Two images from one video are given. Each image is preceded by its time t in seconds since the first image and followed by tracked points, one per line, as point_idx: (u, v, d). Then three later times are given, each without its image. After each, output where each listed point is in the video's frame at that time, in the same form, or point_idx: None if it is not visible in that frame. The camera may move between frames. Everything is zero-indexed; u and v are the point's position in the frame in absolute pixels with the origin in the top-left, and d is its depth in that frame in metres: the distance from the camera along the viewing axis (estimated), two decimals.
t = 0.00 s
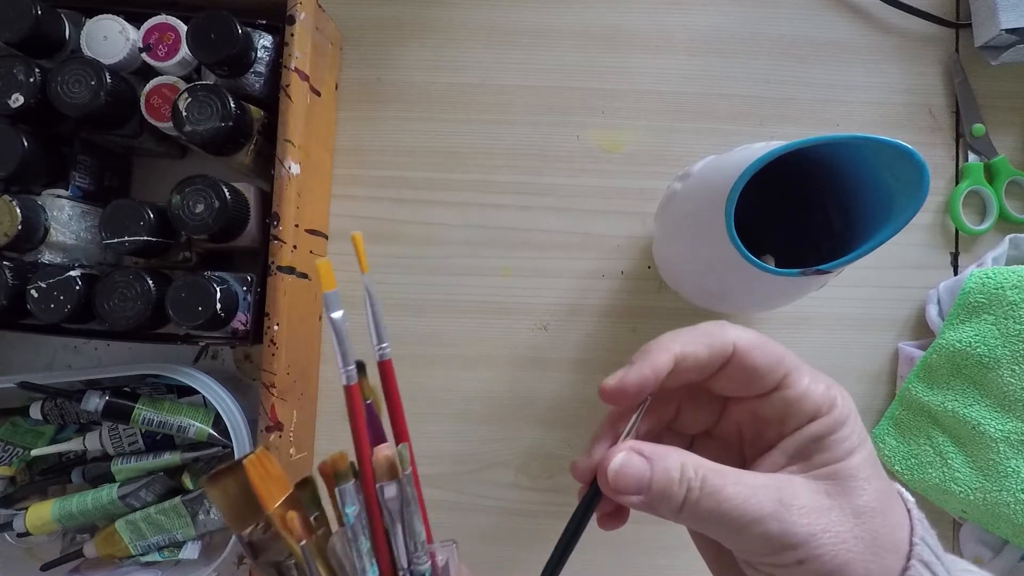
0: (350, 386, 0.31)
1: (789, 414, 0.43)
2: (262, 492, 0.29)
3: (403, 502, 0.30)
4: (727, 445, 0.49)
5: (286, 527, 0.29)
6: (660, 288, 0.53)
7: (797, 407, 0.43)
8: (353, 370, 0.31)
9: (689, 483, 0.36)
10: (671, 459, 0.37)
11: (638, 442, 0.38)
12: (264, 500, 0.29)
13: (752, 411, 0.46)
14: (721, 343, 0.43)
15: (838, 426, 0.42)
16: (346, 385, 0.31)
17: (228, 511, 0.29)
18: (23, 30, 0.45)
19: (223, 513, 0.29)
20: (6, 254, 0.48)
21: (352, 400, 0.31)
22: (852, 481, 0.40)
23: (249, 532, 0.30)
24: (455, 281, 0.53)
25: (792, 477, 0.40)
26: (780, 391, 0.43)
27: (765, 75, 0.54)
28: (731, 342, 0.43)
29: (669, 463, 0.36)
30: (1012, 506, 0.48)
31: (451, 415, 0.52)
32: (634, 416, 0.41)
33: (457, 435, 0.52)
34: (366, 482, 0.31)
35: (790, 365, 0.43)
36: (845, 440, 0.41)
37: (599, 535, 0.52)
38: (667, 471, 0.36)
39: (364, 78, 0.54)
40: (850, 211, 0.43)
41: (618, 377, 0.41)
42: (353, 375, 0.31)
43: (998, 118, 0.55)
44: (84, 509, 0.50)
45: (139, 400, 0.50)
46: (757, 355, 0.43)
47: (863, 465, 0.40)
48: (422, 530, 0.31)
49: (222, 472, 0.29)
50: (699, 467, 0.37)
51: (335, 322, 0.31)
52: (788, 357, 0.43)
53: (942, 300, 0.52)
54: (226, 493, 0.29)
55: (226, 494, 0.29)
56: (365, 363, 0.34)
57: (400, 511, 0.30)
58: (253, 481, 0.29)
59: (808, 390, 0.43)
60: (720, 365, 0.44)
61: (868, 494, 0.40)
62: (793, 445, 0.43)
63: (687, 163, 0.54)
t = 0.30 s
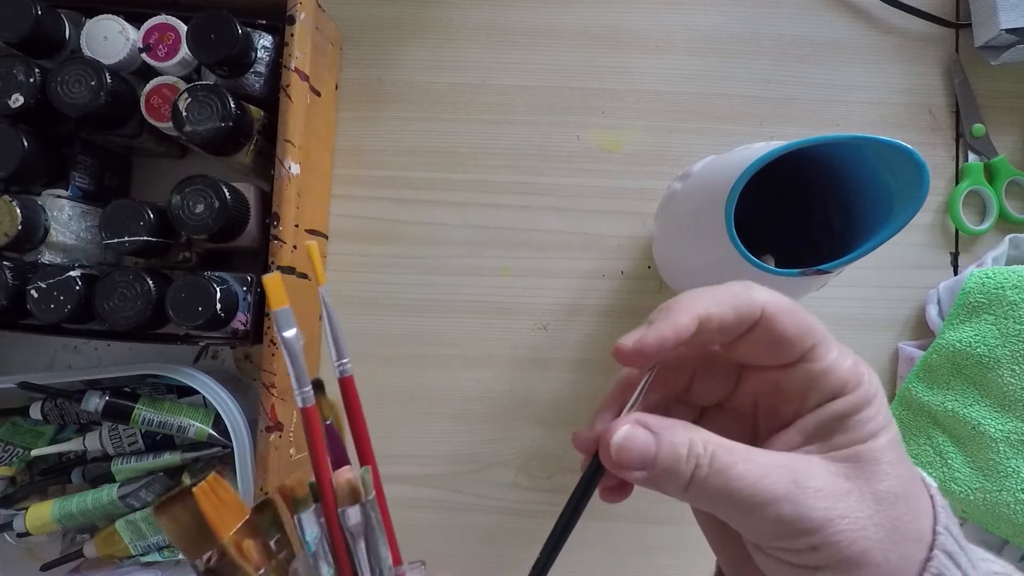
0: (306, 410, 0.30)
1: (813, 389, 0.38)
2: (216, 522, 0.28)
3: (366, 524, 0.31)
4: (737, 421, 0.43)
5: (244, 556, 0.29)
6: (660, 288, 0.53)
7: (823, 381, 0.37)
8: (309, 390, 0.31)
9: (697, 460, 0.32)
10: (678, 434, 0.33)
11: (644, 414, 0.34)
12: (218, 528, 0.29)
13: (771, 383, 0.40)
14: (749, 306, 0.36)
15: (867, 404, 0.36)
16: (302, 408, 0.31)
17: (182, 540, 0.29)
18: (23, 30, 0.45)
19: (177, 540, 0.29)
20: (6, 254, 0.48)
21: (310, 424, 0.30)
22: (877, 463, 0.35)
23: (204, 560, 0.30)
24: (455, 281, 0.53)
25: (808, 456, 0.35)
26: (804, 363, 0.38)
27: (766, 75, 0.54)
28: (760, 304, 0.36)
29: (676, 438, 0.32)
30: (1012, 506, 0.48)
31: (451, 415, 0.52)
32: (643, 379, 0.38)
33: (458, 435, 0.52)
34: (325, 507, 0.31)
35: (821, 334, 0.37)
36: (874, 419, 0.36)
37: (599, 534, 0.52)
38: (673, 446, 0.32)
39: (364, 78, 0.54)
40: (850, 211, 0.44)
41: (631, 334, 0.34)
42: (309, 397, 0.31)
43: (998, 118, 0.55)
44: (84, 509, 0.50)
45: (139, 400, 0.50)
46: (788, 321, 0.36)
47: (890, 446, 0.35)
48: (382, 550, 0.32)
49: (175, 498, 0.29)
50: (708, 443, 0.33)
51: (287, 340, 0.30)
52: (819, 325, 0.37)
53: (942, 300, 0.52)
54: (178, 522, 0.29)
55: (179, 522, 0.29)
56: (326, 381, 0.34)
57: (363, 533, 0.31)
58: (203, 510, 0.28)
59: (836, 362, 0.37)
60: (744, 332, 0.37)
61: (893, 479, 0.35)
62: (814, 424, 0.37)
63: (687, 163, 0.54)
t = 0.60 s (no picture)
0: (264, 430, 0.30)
1: (822, 379, 0.37)
2: (171, 550, 0.29)
3: (336, 549, 0.31)
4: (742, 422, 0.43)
5: None
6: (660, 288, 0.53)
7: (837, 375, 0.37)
8: (265, 410, 0.30)
9: (729, 483, 0.30)
10: (706, 449, 0.30)
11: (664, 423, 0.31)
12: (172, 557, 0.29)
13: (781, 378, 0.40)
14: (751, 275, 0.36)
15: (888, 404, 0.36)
16: (259, 428, 0.30)
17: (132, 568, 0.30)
18: (23, 30, 0.45)
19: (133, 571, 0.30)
20: (6, 253, 0.48)
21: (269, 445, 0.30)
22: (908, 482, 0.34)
23: None
24: (455, 281, 0.53)
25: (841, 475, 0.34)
26: (814, 349, 0.37)
27: (766, 75, 0.54)
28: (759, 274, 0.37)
29: (705, 455, 0.30)
30: (1012, 507, 0.48)
31: (451, 415, 0.52)
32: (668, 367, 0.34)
33: (458, 435, 0.52)
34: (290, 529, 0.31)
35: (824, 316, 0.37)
36: (899, 428, 0.35)
37: (599, 535, 0.52)
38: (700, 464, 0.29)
39: (364, 78, 0.54)
40: (851, 210, 0.44)
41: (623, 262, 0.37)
42: (266, 417, 0.30)
43: (998, 118, 0.55)
44: (84, 509, 0.49)
45: (140, 400, 0.50)
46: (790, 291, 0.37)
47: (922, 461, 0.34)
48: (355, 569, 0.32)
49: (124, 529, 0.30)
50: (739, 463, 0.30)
51: (239, 355, 0.29)
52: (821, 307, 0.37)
53: (942, 300, 0.52)
54: (133, 548, 0.30)
55: (130, 550, 0.30)
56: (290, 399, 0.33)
57: (334, 558, 0.31)
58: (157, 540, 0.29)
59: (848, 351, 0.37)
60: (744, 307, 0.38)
61: (926, 500, 0.34)
62: (837, 423, 0.36)
63: (687, 163, 0.54)
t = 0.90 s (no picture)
0: (225, 427, 0.29)
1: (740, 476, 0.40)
2: (134, 555, 0.27)
3: (311, 548, 0.30)
4: (686, 511, 0.46)
5: None
6: (660, 288, 0.53)
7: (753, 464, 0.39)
8: (225, 404, 0.29)
9: None
10: (620, 565, 0.30)
11: (575, 550, 0.32)
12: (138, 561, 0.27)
13: (707, 476, 0.43)
14: (639, 418, 0.40)
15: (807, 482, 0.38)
16: (219, 424, 0.29)
17: None
18: (23, 30, 0.45)
19: None
20: (6, 253, 0.48)
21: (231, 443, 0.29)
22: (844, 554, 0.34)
23: None
24: (455, 281, 0.53)
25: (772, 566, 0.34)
26: (725, 451, 0.40)
27: (766, 75, 0.54)
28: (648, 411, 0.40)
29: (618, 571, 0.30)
30: (1012, 506, 0.48)
31: (451, 415, 0.52)
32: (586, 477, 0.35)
33: (458, 435, 0.52)
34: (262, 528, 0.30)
35: (725, 418, 0.40)
36: (821, 504, 0.36)
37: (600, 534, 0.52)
38: None
39: (364, 79, 0.54)
40: (851, 210, 0.43)
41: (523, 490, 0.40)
42: (225, 411, 0.29)
43: (998, 118, 0.55)
44: (84, 509, 0.49)
45: (139, 400, 0.50)
46: (683, 415, 0.40)
47: (851, 529, 0.35)
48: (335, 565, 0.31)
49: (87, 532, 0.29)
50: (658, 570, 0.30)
51: (189, 346, 0.29)
52: (722, 412, 0.40)
53: (942, 300, 0.52)
54: (94, 555, 0.28)
55: (91, 556, 0.28)
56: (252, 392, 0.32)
57: (310, 557, 0.30)
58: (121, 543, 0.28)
59: (759, 442, 0.39)
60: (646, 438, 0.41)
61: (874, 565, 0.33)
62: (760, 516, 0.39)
63: (687, 163, 0.54)
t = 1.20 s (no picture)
0: (243, 417, 0.30)
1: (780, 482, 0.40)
2: (152, 537, 0.29)
3: (321, 534, 0.31)
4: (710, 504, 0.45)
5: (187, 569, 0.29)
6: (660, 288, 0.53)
7: (796, 475, 0.39)
8: (241, 394, 0.30)
9: None
10: (634, 555, 0.31)
11: (595, 535, 0.32)
12: (156, 542, 0.29)
13: (738, 482, 0.42)
14: (672, 427, 0.40)
15: (853, 493, 0.37)
16: (237, 413, 0.30)
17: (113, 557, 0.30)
18: (23, 30, 0.45)
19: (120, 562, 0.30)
20: (6, 253, 0.48)
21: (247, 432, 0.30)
22: (879, 563, 0.35)
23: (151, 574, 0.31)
24: (455, 281, 0.53)
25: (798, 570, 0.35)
26: (765, 460, 0.40)
27: (766, 75, 0.54)
28: (682, 424, 0.40)
29: (632, 562, 0.31)
30: (1012, 507, 0.48)
31: (452, 415, 0.52)
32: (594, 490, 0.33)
33: (458, 435, 0.52)
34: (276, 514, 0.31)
35: (767, 428, 0.39)
36: (866, 513, 0.37)
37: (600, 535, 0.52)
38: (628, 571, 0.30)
39: (364, 79, 0.54)
40: (850, 211, 0.43)
41: (534, 493, 0.40)
42: (242, 401, 0.30)
43: (998, 118, 0.55)
44: (84, 509, 0.49)
45: (140, 400, 0.50)
46: (723, 424, 0.40)
47: (891, 543, 0.35)
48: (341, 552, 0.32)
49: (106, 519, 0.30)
50: (671, 566, 0.31)
51: (210, 338, 0.30)
52: (763, 421, 0.40)
53: (942, 300, 0.52)
54: (111, 539, 0.30)
55: (111, 539, 0.30)
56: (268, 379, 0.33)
57: (320, 543, 0.31)
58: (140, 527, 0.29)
59: (802, 447, 0.39)
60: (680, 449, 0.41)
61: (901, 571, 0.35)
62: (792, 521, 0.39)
63: (687, 163, 0.54)
